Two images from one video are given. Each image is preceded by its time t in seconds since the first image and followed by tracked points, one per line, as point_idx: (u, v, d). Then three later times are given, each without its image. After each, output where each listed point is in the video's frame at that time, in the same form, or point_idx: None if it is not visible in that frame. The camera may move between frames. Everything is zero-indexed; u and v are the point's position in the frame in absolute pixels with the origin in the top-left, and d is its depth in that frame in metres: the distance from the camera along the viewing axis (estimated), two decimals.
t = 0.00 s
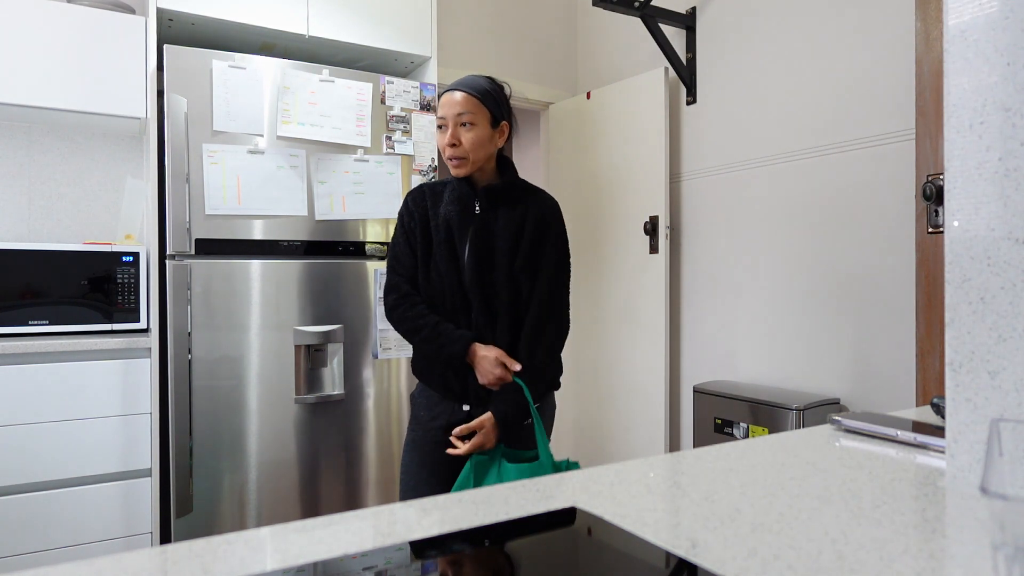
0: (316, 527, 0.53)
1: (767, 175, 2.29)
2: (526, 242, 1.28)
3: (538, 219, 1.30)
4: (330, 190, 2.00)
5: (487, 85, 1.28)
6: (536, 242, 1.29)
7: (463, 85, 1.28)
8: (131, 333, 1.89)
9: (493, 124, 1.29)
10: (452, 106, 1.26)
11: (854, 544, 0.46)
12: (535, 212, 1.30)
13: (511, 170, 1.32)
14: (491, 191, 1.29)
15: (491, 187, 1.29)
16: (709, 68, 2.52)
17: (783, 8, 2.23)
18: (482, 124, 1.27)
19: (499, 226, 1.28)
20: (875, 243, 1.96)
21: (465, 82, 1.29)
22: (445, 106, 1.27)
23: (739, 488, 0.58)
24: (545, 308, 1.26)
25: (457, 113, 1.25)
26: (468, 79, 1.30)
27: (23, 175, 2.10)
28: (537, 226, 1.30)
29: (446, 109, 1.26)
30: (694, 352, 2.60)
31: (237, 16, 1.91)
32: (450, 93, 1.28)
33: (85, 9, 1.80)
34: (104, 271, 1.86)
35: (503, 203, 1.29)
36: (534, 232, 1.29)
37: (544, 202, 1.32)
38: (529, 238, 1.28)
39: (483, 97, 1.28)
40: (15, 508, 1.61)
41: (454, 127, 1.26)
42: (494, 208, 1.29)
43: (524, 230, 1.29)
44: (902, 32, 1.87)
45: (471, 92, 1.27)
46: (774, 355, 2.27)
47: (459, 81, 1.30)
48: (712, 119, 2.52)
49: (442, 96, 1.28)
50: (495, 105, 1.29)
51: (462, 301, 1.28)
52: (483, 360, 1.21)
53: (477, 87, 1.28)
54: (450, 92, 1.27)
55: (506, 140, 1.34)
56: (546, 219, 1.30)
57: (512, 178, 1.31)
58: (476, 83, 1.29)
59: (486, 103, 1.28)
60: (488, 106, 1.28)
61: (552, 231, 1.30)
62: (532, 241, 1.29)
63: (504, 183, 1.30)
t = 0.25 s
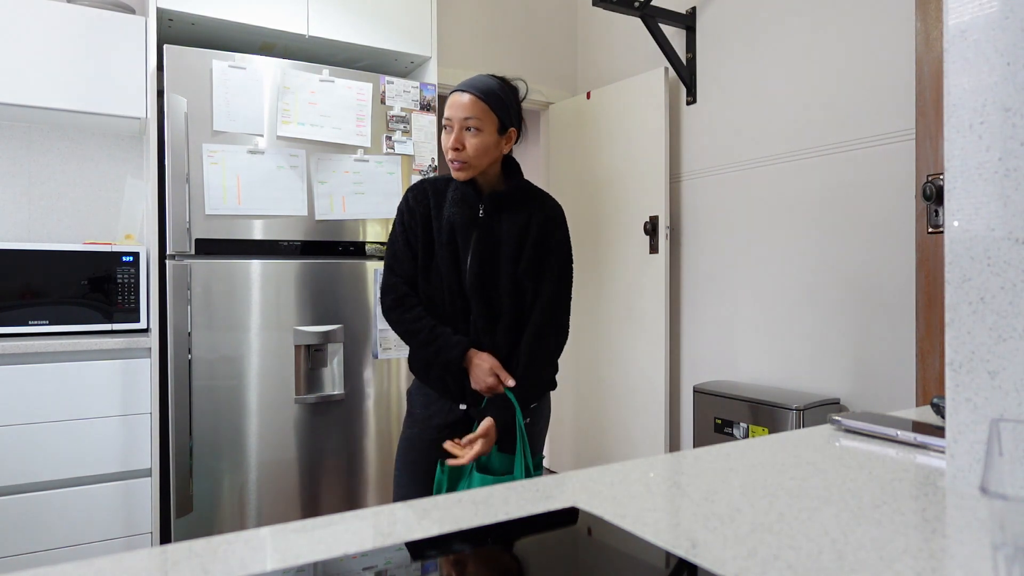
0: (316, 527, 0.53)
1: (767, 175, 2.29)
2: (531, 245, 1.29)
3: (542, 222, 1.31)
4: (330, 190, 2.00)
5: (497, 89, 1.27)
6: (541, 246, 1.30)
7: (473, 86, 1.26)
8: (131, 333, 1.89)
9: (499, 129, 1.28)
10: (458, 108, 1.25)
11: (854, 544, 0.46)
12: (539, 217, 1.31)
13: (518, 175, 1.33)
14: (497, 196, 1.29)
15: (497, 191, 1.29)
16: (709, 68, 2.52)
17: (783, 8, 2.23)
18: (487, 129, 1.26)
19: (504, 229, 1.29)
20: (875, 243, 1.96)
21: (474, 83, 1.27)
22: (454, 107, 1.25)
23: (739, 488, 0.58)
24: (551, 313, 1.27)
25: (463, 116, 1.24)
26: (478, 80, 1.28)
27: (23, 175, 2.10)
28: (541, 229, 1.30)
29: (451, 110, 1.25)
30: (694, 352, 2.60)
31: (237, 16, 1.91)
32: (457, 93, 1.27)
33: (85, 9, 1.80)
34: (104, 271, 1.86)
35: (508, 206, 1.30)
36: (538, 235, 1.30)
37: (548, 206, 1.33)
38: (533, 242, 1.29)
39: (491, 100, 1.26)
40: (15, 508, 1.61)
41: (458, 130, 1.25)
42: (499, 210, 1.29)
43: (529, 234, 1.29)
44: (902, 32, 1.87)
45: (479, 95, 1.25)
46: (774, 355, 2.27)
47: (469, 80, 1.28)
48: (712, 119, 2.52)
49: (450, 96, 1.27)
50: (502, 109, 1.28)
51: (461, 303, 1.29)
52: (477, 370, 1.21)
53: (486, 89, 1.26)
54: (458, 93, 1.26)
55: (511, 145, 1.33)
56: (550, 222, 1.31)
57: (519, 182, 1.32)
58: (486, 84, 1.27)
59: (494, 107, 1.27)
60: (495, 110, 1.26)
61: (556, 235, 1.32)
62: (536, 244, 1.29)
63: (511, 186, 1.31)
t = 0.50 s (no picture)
0: (315, 527, 0.53)
1: (767, 175, 2.29)
2: (528, 246, 1.29)
3: (538, 223, 1.30)
4: (330, 190, 2.00)
5: (506, 90, 1.28)
6: (538, 246, 1.30)
7: (483, 86, 1.26)
8: (131, 333, 1.89)
9: (507, 130, 1.30)
10: (472, 107, 1.25)
11: (854, 544, 0.46)
12: (535, 218, 1.30)
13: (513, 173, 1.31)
14: (493, 198, 1.28)
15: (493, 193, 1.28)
16: (709, 68, 2.52)
17: (783, 8, 2.23)
18: (499, 129, 1.27)
19: (499, 231, 1.28)
20: (875, 243, 1.96)
21: (483, 83, 1.27)
22: (466, 105, 1.25)
23: (739, 488, 0.58)
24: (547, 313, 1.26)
25: (478, 114, 1.24)
26: (487, 80, 1.28)
27: (24, 175, 2.10)
28: (538, 230, 1.30)
29: (465, 109, 1.24)
30: (694, 352, 2.61)
31: (237, 16, 1.91)
32: (466, 92, 1.26)
33: (85, 9, 1.80)
34: (104, 271, 1.86)
35: (503, 207, 1.29)
36: (535, 236, 1.29)
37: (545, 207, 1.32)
38: (529, 243, 1.28)
39: (503, 100, 1.28)
40: (15, 508, 1.61)
41: (472, 128, 1.25)
42: (494, 212, 1.29)
43: (525, 234, 1.29)
44: (902, 32, 1.87)
45: (492, 95, 1.26)
46: (774, 355, 2.27)
47: (476, 79, 1.28)
48: (712, 120, 2.52)
49: (461, 94, 1.26)
50: (511, 109, 1.30)
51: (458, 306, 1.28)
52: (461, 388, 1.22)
53: (497, 89, 1.28)
54: (470, 93, 1.25)
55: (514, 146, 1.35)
56: (547, 222, 1.31)
57: (515, 182, 1.31)
58: (495, 85, 1.28)
59: (505, 107, 1.28)
60: (507, 110, 1.28)
61: (553, 235, 1.31)
62: (533, 244, 1.29)
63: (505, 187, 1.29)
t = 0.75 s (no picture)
0: (316, 527, 0.53)
1: (767, 175, 2.29)
2: (526, 247, 1.28)
3: (535, 223, 1.30)
4: (330, 190, 2.00)
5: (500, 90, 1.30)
6: (536, 245, 1.29)
7: (483, 87, 1.27)
8: (131, 333, 1.89)
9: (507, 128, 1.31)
10: (479, 108, 1.24)
11: (854, 544, 0.46)
12: (532, 218, 1.30)
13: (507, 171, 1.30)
14: (489, 199, 1.28)
15: (489, 195, 1.28)
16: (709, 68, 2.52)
17: (783, 8, 2.23)
18: (505, 127, 1.28)
19: (497, 233, 1.28)
20: (875, 243, 1.96)
21: (481, 84, 1.27)
22: (473, 106, 1.24)
23: (739, 488, 0.58)
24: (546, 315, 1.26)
25: (486, 114, 1.24)
26: (480, 80, 1.28)
27: (24, 175, 2.10)
28: (535, 230, 1.30)
29: (472, 111, 1.23)
30: (694, 352, 2.61)
31: (237, 16, 1.91)
32: (467, 94, 1.26)
33: (85, 9, 1.80)
34: (104, 271, 1.86)
35: (500, 209, 1.29)
36: (533, 236, 1.29)
37: (542, 206, 1.32)
38: (527, 243, 1.28)
39: (501, 99, 1.29)
40: (15, 508, 1.61)
41: (483, 129, 1.25)
42: (491, 214, 1.28)
43: (522, 234, 1.29)
44: (902, 32, 1.87)
45: (492, 94, 1.26)
46: (774, 355, 2.27)
47: (470, 81, 1.28)
48: (712, 120, 2.52)
49: (465, 97, 1.25)
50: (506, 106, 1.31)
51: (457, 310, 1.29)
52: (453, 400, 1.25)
53: (494, 88, 1.28)
54: (472, 94, 1.25)
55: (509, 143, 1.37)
56: (544, 222, 1.31)
57: (510, 180, 1.30)
58: (487, 84, 1.28)
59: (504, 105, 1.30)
60: (507, 108, 1.29)
61: (550, 234, 1.30)
62: (531, 245, 1.29)
63: (499, 187, 1.28)
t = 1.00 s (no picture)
0: (316, 527, 0.53)
1: (767, 175, 2.29)
2: (525, 246, 1.28)
3: (533, 221, 1.29)
4: (330, 190, 2.00)
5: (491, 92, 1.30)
6: (535, 244, 1.28)
7: (474, 90, 1.27)
8: (131, 333, 1.89)
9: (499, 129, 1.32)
10: (471, 111, 1.24)
11: (854, 544, 0.46)
12: (530, 218, 1.29)
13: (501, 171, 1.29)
14: (484, 200, 1.27)
15: (483, 196, 1.27)
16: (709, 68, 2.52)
17: (783, 8, 2.23)
18: (496, 129, 1.28)
19: (495, 234, 1.28)
20: (875, 243, 1.96)
21: (471, 87, 1.27)
22: (464, 110, 1.24)
23: (739, 488, 0.58)
24: (546, 312, 1.25)
25: (478, 118, 1.24)
26: (469, 83, 1.28)
27: (24, 175, 2.10)
28: (534, 228, 1.29)
29: (464, 115, 1.23)
30: (694, 352, 2.61)
31: (237, 16, 1.91)
32: (458, 98, 1.26)
33: (85, 9, 1.80)
34: (104, 271, 1.86)
35: (497, 209, 1.28)
36: (531, 235, 1.28)
37: (540, 204, 1.31)
38: (526, 243, 1.27)
39: (491, 101, 1.29)
40: (15, 508, 1.61)
41: (475, 132, 1.25)
42: (488, 214, 1.28)
43: (520, 234, 1.28)
44: (902, 32, 1.87)
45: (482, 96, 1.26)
46: (774, 355, 2.27)
47: (458, 84, 1.27)
48: (712, 119, 2.52)
49: (455, 101, 1.25)
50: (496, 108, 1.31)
51: (456, 313, 1.29)
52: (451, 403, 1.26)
53: (484, 90, 1.28)
54: (463, 98, 1.25)
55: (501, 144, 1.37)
56: (543, 220, 1.30)
57: (504, 179, 1.28)
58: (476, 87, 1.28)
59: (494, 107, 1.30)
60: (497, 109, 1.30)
61: (549, 233, 1.29)
62: (530, 244, 1.28)
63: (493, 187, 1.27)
